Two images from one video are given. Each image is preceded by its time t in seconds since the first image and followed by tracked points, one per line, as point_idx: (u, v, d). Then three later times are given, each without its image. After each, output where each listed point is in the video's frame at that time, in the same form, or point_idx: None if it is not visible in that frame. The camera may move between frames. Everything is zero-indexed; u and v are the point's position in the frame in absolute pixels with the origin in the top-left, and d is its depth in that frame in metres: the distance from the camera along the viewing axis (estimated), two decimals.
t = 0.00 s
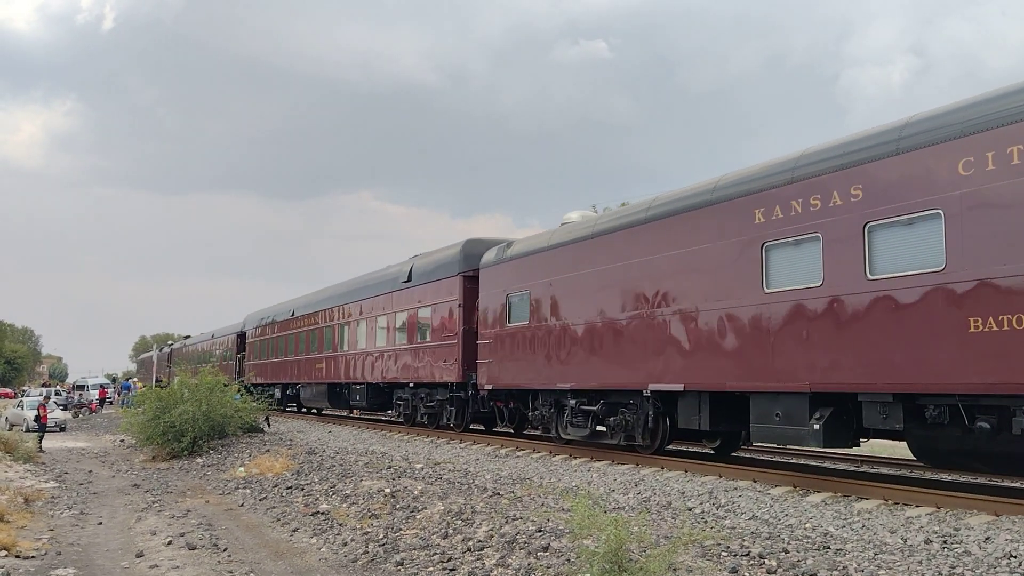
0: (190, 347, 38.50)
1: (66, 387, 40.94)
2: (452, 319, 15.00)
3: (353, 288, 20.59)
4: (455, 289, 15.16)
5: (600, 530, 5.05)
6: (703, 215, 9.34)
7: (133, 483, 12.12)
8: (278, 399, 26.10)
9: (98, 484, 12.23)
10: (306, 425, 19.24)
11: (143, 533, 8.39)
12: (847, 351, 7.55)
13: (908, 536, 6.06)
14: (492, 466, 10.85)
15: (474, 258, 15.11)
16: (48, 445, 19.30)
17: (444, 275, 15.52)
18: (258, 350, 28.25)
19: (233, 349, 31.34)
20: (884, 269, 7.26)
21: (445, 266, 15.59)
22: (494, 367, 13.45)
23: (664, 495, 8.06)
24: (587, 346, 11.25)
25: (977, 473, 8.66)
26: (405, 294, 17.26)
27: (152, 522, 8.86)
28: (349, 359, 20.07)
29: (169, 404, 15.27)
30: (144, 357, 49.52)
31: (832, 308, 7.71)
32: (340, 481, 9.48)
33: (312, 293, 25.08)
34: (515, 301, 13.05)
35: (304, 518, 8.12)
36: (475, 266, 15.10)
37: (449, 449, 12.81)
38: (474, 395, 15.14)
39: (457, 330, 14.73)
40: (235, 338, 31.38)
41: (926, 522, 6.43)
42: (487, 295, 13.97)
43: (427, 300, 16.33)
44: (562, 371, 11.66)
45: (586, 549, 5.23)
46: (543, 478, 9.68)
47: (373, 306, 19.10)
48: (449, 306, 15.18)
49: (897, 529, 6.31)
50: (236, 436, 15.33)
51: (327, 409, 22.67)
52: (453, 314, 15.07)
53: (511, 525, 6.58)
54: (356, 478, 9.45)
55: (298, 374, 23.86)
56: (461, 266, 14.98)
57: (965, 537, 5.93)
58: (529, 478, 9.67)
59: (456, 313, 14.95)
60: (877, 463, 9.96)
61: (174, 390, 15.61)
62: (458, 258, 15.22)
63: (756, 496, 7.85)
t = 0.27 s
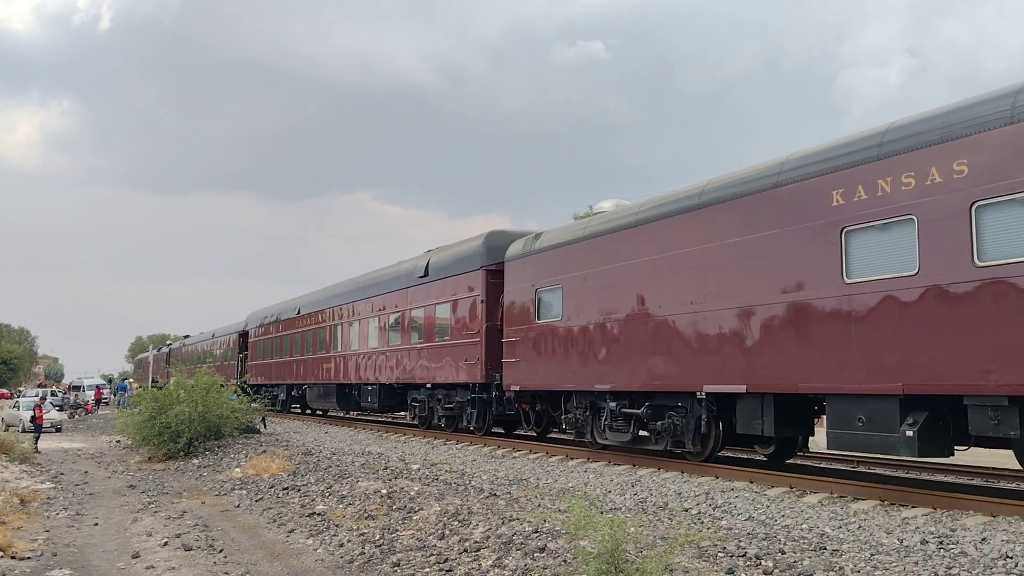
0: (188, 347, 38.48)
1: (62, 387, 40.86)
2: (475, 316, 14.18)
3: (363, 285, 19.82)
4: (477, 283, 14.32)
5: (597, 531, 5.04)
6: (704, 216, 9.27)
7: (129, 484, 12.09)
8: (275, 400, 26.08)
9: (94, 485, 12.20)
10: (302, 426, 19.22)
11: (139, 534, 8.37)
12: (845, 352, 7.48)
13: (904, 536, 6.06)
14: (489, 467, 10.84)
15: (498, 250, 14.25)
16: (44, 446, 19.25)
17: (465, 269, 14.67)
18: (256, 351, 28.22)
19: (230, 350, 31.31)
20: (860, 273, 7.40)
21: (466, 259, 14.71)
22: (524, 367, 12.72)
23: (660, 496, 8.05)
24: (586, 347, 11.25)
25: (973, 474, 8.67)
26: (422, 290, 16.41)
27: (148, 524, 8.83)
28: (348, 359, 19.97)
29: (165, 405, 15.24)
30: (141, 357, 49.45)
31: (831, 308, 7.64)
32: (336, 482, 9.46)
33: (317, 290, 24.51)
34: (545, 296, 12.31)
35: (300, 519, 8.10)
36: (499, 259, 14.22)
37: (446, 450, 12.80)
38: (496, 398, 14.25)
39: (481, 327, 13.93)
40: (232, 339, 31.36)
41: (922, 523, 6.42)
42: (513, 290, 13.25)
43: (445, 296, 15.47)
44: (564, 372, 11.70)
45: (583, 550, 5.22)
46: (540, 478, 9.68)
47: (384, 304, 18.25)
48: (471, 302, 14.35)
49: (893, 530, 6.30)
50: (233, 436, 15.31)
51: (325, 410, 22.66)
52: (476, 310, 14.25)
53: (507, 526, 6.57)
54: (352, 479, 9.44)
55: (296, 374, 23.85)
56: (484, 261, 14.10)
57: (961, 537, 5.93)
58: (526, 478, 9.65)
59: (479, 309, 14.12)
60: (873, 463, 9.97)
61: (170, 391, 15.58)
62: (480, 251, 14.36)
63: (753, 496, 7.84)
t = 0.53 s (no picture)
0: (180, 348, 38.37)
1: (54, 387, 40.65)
2: (497, 312, 13.26)
3: (369, 279, 18.94)
4: (499, 277, 13.39)
5: (590, 531, 5.04)
6: (703, 215, 9.23)
7: (121, 484, 12.04)
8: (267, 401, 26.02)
9: (85, 485, 12.14)
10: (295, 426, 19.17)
11: (130, 534, 8.33)
12: (839, 351, 7.48)
13: (896, 537, 6.08)
14: (482, 468, 10.82)
15: (522, 242, 13.30)
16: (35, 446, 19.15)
17: (486, 261, 13.73)
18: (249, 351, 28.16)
19: (223, 350, 31.22)
20: (962, 260, 6.52)
21: (488, 251, 13.76)
22: (550, 368, 11.90)
23: (653, 497, 8.06)
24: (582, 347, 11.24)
25: (964, 474, 8.72)
26: (438, 283, 15.47)
27: (139, 524, 8.79)
28: (343, 359, 19.72)
29: (157, 405, 15.18)
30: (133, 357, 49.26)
31: (825, 308, 7.64)
32: (328, 482, 9.44)
33: (318, 287, 23.89)
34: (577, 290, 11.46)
35: (293, 519, 8.08)
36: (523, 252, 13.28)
37: (439, 451, 12.77)
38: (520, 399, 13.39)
39: (504, 324, 13.02)
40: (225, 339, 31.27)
41: (913, 523, 6.44)
42: (539, 284, 12.37)
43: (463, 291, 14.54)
44: (560, 373, 11.68)
45: (576, 550, 5.22)
46: (533, 479, 9.67)
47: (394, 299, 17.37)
48: (493, 296, 13.46)
49: (885, 531, 6.31)
50: (225, 437, 15.26)
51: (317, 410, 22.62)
52: (498, 305, 13.34)
53: (500, 527, 6.56)
54: (345, 479, 9.42)
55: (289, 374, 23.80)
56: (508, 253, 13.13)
57: (952, 538, 5.95)
58: (519, 479, 9.64)
59: (502, 305, 13.21)
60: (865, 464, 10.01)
61: (163, 391, 15.52)
62: (502, 243, 13.42)
63: (745, 497, 7.85)
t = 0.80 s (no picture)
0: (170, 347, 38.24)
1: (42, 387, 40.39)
2: (521, 308, 12.38)
3: (371, 277, 18.31)
4: (522, 270, 12.53)
5: (581, 532, 5.03)
6: (696, 216, 9.12)
7: (109, 485, 11.96)
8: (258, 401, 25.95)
9: (74, 486, 12.07)
10: (285, 427, 19.11)
11: (118, 535, 8.27)
12: (831, 354, 7.40)
13: (884, 538, 6.09)
14: (473, 469, 10.80)
15: (547, 233, 12.41)
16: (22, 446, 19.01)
17: (507, 254, 12.87)
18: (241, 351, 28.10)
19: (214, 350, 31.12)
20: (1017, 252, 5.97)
21: (510, 243, 12.84)
22: (584, 369, 10.96)
23: (643, 498, 8.05)
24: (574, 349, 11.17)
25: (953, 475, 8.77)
26: (451, 278, 14.66)
27: (127, 525, 8.73)
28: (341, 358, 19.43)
29: (146, 405, 15.09)
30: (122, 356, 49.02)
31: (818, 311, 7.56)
32: (318, 483, 9.40)
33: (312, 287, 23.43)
34: (613, 283, 10.48)
35: (282, 520, 8.04)
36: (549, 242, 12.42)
37: (430, 451, 12.75)
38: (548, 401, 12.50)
39: (528, 321, 12.20)
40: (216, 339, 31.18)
41: (902, 524, 6.47)
42: (569, 277, 11.44)
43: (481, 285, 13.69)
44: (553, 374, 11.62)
45: (566, 551, 5.22)
46: (523, 480, 9.65)
47: (402, 296, 16.59)
48: (515, 291, 12.62)
49: (874, 532, 6.33)
50: (215, 437, 15.20)
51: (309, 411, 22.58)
52: (521, 301, 12.48)
53: (490, 527, 6.55)
54: (335, 480, 9.38)
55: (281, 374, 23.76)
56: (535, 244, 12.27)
57: (941, 539, 5.97)
58: (509, 480, 9.63)
59: (526, 301, 12.30)
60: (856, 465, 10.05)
61: (152, 391, 15.44)
62: (526, 234, 12.54)
63: (735, 498, 7.86)
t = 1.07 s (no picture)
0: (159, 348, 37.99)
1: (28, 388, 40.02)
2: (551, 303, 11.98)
3: (377, 274, 18.13)
4: (551, 262, 12.12)
5: (570, 533, 5.02)
6: (693, 216, 9.20)
7: (96, 486, 11.87)
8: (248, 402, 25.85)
9: (60, 487, 11.97)
10: (275, 428, 19.03)
11: (105, 536, 8.21)
12: (825, 353, 7.51)
13: (872, 538, 6.12)
14: (463, 470, 10.78)
15: (578, 223, 12.04)
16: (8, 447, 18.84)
17: (536, 246, 12.47)
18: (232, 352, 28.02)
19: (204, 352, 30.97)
20: (1006, 254, 6.09)
21: (540, 234, 12.41)
22: (620, 369, 10.25)
23: (633, 498, 8.06)
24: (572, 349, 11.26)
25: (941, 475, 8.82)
26: (469, 272, 14.31)
27: (114, 526, 8.67)
28: (342, 359, 19.31)
29: (134, 406, 15.00)
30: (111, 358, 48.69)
31: (813, 310, 7.66)
32: (308, 484, 9.36)
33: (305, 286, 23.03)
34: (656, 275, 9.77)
35: (271, 522, 8.00)
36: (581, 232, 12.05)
37: (420, 453, 12.73)
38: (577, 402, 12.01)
39: (558, 318, 11.85)
40: (207, 341, 31.03)
41: (890, 524, 6.49)
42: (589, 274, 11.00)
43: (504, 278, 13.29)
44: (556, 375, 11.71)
45: (556, 552, 5.21)
46: (513, 481, 9.64)
47: (412, 292, 16.38)
48: (544, 285, 12.22)
49: (861, 532, 6.35)
50: (203, 438, 15.11)
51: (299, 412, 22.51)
52: (551, 295, 12.07)
53: (480, 528, 6.54)
54: (324, 481, 9.35)
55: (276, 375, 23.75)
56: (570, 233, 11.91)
57: (928, 539, 6.00)
58: (499, 481, 9.62)
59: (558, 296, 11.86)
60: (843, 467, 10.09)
61: (140, 392, 15.34)
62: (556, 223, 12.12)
63: (724, 499, 7.88)
